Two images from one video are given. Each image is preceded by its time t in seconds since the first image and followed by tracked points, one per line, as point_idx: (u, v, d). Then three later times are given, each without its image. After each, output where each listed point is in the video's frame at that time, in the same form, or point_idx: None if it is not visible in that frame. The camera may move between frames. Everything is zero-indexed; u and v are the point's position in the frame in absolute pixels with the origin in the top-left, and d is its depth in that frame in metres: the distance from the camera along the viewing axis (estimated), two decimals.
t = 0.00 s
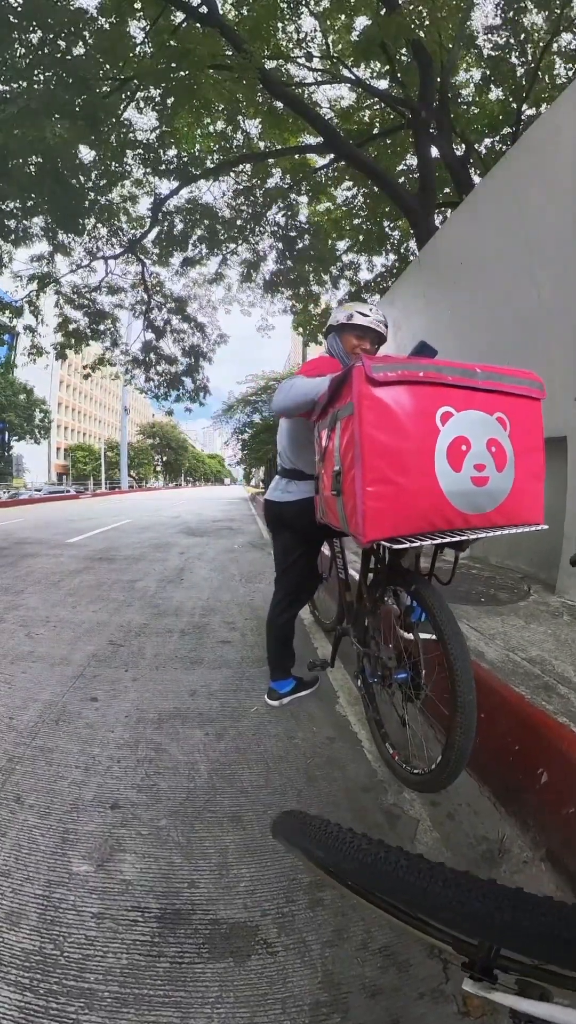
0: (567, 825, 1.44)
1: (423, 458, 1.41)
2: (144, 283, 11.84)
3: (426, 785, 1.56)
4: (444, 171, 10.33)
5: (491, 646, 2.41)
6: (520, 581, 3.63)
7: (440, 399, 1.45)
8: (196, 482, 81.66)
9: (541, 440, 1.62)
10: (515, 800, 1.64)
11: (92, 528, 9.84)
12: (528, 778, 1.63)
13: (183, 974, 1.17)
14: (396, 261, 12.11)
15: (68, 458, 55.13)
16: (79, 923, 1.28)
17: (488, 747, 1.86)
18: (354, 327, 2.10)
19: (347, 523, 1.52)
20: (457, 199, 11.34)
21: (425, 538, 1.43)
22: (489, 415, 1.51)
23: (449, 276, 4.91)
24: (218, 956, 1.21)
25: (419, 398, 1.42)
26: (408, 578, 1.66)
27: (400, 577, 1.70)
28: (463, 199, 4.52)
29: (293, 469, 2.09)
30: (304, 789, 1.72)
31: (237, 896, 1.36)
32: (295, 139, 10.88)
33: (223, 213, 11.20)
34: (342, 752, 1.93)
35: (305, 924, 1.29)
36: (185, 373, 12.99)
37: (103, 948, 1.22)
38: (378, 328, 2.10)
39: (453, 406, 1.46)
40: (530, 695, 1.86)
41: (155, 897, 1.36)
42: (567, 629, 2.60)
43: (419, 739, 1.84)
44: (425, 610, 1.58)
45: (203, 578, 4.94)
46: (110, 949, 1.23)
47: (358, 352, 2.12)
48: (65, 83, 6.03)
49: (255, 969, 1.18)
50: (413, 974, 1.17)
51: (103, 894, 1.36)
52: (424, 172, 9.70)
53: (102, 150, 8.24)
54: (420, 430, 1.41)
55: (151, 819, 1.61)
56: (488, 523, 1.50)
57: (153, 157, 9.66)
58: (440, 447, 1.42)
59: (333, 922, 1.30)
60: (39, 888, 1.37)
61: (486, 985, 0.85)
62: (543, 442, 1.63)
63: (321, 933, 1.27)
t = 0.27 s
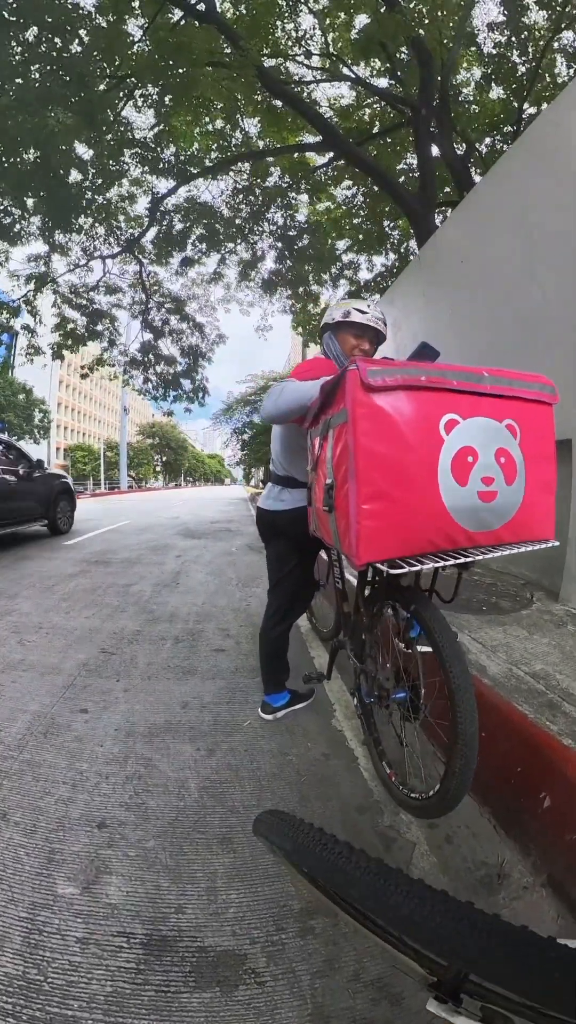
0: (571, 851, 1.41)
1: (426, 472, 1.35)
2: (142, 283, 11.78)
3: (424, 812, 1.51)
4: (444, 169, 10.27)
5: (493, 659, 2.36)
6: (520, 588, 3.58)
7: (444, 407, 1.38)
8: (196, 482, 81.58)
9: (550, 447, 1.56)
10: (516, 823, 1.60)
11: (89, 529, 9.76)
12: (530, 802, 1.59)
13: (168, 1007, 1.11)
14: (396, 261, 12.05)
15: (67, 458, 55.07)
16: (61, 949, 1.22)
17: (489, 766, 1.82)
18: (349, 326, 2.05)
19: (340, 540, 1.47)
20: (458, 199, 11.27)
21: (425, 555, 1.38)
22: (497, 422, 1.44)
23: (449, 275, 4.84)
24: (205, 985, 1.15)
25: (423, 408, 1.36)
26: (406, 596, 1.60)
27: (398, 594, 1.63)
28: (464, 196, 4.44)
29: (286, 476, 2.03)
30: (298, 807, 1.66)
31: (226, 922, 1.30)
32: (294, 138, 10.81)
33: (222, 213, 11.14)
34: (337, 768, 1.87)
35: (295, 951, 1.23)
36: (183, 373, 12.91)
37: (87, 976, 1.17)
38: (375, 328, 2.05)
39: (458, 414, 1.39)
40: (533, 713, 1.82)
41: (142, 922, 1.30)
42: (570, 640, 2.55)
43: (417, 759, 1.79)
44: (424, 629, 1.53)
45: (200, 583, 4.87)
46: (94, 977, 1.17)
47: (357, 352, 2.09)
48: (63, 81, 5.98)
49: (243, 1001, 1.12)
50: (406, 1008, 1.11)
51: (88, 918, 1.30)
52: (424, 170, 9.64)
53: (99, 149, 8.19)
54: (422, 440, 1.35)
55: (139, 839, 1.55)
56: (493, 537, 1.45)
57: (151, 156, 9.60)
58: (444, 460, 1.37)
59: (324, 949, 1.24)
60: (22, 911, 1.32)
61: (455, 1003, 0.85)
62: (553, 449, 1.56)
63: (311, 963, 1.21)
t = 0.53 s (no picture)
0: None
1: (438, 480, 1.32)
2: (141, 283, 11.74)
3: (430, 825, 1.49)
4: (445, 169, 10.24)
5: (498, 666, 2.32)
6: (523, 592, 3.54)
7: (456, 410, 1.35)
8: (196, 482, 81.57)
9: (562, 451, 1.53)
10: (521, 835, 1.58)
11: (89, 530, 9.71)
12: (536, 814, 1.58)
13: None
14: (396, 261, 12.02)
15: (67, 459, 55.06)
16: (59, 966, 1.19)
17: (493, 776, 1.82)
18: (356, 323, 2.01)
19: (347, 550, 1.43)
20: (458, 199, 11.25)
21: (435, 563, 1.35)
22: (509, 425, 1.41)
23: (451, 275, 4.81)
24: (205, 1003, 1.12)
25: (435, 412, 1.32)
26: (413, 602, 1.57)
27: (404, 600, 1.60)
28: (466, 194, 4.41)
29: (288, 480, 2.01)
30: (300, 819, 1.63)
31: (227, 938, 1.27)
32: (294, 138, 10.79)
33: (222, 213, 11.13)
34: (340, 778, 1.83)
35: (298, 968, 1.20)
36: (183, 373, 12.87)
37: (85, 992, 1.13)
38: (381, 327, 2.02)
39: (470, 417, 1.36)
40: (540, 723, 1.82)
41: (141, 937, 1.27)
42: None
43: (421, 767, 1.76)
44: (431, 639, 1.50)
45: (200, 585, 4.84)
46: (92, 994, 1.13)
47: (362, 352, 2.05)
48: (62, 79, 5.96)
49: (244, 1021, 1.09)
50: None
51: (86, 933, 1.27)
52: (425, 170, 9.61)
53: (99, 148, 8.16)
54: (432, 445, 1.31)
55: (138, 851, 1.52)
56: (504, 543, 1.42)
57: (151, 156, 9.59)
58: (457, 467, 1.33)
59: (328, 965, 1.21)
60: (18, 925, 1.28)
61: (444, 1017, 0.80)
62: (565, 451, 1.53)
63: (314, 979, 1.17)
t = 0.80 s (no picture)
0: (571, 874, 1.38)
1: (427, 484, 1.31)
2: (140, 282, 11.74)
3: (421, 833, 1.48)
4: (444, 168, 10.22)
5: (493, 671, 2.31)
6: (521, 595, 3.53)
7: (445, 413, 1.34)
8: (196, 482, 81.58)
9: (558, 452, 1.51)
10: (514, 845, 1.57)
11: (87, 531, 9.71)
12: (529, 823, 1.57)
13: None
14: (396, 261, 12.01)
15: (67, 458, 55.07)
16: (44, 971, 1.18)
17: (485, 783, 1.80)
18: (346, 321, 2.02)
19: (330, 556, 1.42)
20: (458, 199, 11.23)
21: (422, 569, 1.34)
22: (501, 427, 1.40)
23: (450, 274, 4.80)
24: (190, 1011, 1.11)
25: (424, 414, 1.31)
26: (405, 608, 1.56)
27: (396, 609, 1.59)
28: (465, 192, 4.40)
29: (277, 482, 2.00)
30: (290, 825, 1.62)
31: (214, 945, 1.26)
32: (293, 137, 10.76)
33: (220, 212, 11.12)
34: (331, 784, 1.83)
35: (284, 976, 1.19)
36: (182, 373, 12.86)
37: (70, 997, 1.13)
38: (372, 326, 2.03)
39: (459, 420, 1.35)
40: (536, 733, 1.81)
41: (128, 942, 1.26)
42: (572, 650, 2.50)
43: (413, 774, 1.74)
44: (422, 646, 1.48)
45: (196, 586, 4.83)
46: (77, 998, 1.13)
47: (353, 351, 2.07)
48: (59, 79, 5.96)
49: None
50: None
51: (72, 938, 1.26)
52: (424, 169, 9.60)
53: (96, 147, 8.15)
54: (418, 449, 1.30)
55: (126, 856, 1.51)
56: (495, 548, 1.41)
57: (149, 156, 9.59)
58: (447, 470, 1.32)
59: (314, 973, 1.20)
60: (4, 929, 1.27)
61: None
62: (561, 452, 1.52)
63: (300, 988, 1.16)
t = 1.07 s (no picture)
0: (563, 874, 1.40)
1: (409, 487, 1.34)
2: (139, 282, 11.76)
3: (413, 831, 1.50)
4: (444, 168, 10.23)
5: (489, 670, 2.32)
6: (518, 594, 3.54)
7: (429, 415, 1.36)
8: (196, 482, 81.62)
9: (546, 450, 1.53)
10: (509, 843, 1.60)
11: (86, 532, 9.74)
12: (521, 821, 1.59)
13: None
14: (395, 262, 12.01)
15: (67, 459, 55.12)
16: (40, 963, 1.20)
17: (480, 779, 1.81)
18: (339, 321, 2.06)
19: (316, 557, 1.45)
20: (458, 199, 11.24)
21: (405, 570, 1.37)
22: (485, 428, 1.42)
23: (450, 274, 4.81)
24: (183, 1001, 1.14)
25: (406, 416, 1.33)
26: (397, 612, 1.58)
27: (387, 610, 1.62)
28: (464, 192, 4.41)
29: (271, 482, 2.02)
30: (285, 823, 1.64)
31: (207, 938, 1.28)
32: (292, 137, 10.77)
33: (219, 213, 11.14)
34: (326, 783, 1.84)
35: (275, 970, 1.21)
36: (182, 374, 12.87)
37: (67, 986, 1.16)
38: (363, 326, 2.06)
39: (443, 422, 1.37)
40: (527, 727, 1.80)
41: (123, 934, 1.28)
42: (569, 649, 2.51)
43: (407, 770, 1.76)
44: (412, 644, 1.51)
45: (195, 586, 4.84)
46: (73, 988, 1.16)
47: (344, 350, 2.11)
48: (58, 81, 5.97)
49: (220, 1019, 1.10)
50: None
51: (69, 931, 1.29)
52: (424, 170, 9.62)
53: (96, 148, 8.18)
54: (401, 451, 1.32)
55: (123, 851, 1.53)
56: (481, 548, 1.43)
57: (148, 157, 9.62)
58: (430, 472, 1.35)
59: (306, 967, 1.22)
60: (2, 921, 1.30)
61: None
62: (549, 451, 1.54)
63: (291, 982, 1.18)
